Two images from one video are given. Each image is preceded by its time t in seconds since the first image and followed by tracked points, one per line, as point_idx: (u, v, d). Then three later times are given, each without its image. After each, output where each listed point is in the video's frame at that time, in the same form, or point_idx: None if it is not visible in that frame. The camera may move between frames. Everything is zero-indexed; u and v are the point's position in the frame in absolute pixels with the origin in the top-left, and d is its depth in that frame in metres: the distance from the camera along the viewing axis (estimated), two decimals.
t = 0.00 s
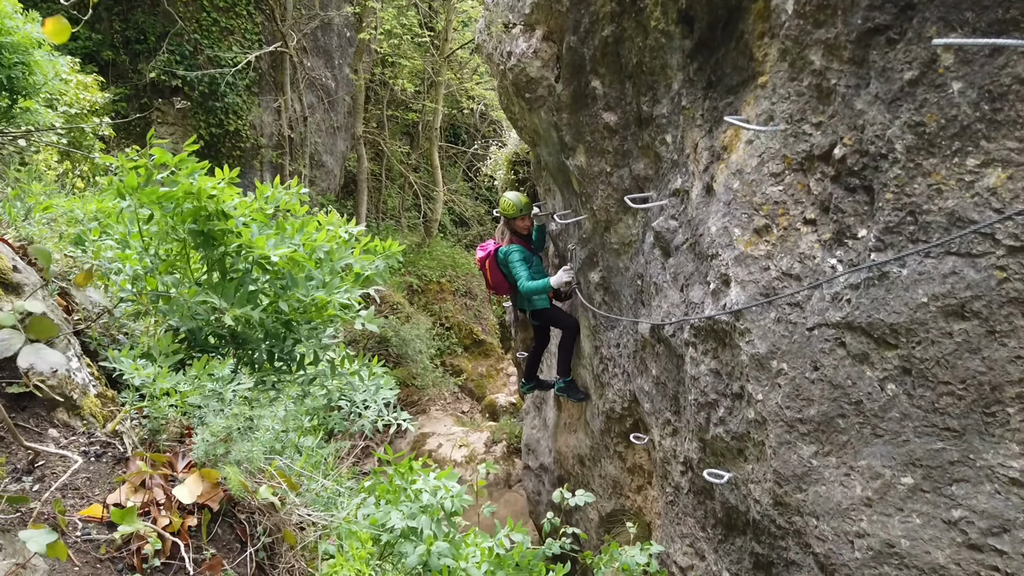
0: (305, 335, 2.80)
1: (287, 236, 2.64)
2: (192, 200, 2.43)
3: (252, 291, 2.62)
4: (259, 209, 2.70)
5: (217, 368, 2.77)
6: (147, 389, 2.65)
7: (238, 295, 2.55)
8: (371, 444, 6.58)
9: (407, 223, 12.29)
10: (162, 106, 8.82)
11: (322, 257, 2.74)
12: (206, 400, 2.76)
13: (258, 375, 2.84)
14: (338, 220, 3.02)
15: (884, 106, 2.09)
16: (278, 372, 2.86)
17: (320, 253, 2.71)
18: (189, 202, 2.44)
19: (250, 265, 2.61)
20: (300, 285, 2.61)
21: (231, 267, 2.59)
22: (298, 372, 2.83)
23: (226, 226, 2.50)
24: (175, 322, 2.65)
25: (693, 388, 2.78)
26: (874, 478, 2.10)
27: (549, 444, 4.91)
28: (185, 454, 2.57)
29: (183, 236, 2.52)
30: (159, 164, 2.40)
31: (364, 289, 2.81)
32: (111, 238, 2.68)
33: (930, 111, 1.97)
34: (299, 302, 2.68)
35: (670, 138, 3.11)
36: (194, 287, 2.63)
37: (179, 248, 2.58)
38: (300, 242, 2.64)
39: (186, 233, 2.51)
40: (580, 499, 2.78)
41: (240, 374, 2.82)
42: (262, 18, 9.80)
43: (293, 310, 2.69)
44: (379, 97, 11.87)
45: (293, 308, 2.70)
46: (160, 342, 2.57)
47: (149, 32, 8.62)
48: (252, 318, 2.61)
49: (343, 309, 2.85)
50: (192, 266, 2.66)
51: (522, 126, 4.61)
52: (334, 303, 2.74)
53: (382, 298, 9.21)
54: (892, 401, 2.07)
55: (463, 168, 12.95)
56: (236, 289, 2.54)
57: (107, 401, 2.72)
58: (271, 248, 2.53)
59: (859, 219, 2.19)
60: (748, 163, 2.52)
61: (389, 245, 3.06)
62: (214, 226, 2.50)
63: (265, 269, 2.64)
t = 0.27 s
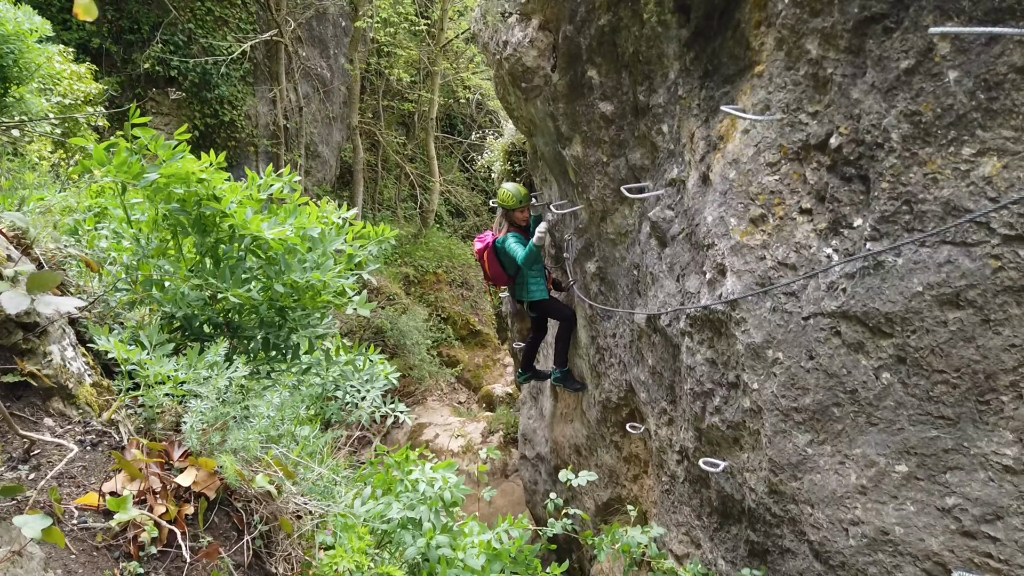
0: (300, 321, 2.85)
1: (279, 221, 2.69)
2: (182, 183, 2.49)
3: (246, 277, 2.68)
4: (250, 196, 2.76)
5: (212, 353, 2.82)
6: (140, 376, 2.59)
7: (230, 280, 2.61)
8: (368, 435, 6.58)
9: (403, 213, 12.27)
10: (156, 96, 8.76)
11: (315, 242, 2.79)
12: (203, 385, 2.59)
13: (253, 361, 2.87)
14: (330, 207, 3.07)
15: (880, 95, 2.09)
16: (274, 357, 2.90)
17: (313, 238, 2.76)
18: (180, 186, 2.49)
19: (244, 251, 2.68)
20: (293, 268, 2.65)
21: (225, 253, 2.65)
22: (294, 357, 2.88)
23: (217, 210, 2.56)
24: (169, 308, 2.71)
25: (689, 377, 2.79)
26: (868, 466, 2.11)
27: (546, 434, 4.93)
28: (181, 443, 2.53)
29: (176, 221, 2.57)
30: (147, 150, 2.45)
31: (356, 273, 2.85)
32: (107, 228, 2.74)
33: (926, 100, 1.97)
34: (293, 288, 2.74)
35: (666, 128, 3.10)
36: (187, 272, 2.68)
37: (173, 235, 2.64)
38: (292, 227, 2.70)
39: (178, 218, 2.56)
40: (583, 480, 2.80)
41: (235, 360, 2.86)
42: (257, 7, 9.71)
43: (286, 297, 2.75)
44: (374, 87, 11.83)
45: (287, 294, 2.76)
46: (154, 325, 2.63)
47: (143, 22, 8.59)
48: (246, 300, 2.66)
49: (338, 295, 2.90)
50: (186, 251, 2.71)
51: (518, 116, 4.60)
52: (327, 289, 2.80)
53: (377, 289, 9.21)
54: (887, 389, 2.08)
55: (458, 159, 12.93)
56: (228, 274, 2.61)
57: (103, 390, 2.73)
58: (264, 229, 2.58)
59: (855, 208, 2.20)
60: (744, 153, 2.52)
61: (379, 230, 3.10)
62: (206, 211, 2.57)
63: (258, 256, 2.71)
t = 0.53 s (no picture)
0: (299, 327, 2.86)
1: (282, 228, 2.67)
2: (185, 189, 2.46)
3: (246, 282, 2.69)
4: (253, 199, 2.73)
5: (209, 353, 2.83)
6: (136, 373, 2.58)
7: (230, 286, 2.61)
8: (365, 431, 6.58)
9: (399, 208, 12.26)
10: (151, 91, 8.78)
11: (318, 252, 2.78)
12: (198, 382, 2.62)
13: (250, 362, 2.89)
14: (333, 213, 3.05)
15: (876, 89, 2.09)
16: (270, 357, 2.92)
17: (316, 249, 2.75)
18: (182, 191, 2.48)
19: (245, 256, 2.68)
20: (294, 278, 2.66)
21: (225, 257, 2.64)
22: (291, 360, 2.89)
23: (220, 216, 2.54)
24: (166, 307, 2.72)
25: (685, 372, 2.79)
26: (864, 461, 2.11)
27: (543, 429, 4.93)
28: (178, 439, 2.52)
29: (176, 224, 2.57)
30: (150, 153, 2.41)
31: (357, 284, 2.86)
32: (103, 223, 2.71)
33: (922, 94, 1.97)
34: (294, 296, 2.77)
35: (663, 122, 3.10)
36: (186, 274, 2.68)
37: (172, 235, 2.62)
38: (294, 237, 2.68)
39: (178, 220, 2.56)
40: (557, 469, 2.78)
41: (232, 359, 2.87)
42: None
43: (286, 303, 2.78)
44: (370, 81, 11.80)
45: (287, 300, 2.78)
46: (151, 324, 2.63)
47: (137, 16, 8.55)
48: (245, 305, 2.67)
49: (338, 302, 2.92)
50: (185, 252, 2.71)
51: (515, 110, 4.59)
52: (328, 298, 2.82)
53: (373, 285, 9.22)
54: (882, 383, 2.08)
55: (455, 154, 12.91)
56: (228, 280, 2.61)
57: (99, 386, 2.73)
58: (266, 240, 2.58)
59: (851, 202, 2.20)
60: (740, 147, 2.52)
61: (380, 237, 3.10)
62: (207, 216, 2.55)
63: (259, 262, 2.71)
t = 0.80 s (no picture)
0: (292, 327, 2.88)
1: (273, 225, 2.66)
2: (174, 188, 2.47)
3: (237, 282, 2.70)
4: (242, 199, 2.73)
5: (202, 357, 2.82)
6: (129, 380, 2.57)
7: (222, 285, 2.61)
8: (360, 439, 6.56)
9: (394, 215, 12.28)
10: (145, 97, 8.68)
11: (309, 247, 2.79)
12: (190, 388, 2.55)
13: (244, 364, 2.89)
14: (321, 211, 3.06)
15: (869, 95, 2.10)
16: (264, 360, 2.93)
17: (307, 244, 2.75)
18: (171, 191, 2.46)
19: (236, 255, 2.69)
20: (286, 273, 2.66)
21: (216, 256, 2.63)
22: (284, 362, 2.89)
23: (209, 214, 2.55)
24: (158, 311, 2.72)
25: (680, 378, 2.79)
26: (858, 466, 2.12)
27: (538, 435, 4.93)
28: (171, 447, 2.50)
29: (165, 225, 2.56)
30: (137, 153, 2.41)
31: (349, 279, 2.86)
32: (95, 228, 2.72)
33: (914, 100, 1.98)
34: (285, 293, 2.78)
35: (657, 129, 3.11)
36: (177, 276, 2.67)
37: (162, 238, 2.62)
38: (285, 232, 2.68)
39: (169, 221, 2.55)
40: (553, 497, 2.77)
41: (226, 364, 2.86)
42: (246, 8, 9.67)
43: (278, 301, 2.79)
44: (365, 88, 11.83)
45: (279, 299, 2.79)
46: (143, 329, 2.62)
47: (132, 23, 8.57)
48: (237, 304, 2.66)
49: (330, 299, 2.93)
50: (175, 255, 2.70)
51: (509, 116, 4.61)
52: (320, 294, 2.83)
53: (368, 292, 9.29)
54: (876, 389, 2.09)
55: (450, 160, 12.93)
56: (220, 279, 2.61)
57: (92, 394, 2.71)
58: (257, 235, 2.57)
59: (844, 208, 2.21)
60: (734, 154, 2.53)
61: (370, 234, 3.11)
62: (197, 215, 2.55)
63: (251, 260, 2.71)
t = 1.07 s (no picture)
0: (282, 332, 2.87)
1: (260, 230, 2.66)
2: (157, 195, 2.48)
3: (226, 288, 2.70)
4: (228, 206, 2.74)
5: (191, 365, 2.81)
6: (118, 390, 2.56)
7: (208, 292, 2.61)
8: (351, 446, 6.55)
9: (385, 222, 12.29)
10: (135, 105, 8.74)
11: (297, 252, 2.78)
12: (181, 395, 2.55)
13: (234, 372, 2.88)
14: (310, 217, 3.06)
15: (856, 102, 2.12)
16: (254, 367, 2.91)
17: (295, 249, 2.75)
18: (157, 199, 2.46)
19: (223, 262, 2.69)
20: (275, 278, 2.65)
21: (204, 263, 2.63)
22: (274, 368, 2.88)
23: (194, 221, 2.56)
24: (147, 319, 2.71)
25: (671, 384, 2.80)
26: (849, 470, 2.12)
27: (530, 442, 4.93)
28: (161, 456, 2.50)
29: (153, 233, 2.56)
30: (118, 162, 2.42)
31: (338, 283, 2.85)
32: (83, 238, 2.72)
33: (901, 107, 2.00)
34: (274, 299, 2.78)
35: (647, 135, 3.12)
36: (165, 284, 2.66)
37: (149, 246, 2.63)
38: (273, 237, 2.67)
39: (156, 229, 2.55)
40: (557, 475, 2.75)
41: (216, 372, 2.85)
42: (237, 15, 9.68)
43: (267, 307, 2.79)
44: (356, 95, 11.85)
45: (268, 304, 2.80)
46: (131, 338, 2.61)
47: (122, 30, 8.51)
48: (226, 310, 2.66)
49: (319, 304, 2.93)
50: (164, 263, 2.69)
51: (500, 123, 4.62)
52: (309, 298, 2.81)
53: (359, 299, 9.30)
54: (866, 394, 2.10)
55: (441, 167, 12.95)
56: (207, 286, 2.62)
57: (81, 403, 2.70)
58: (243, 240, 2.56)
59: (833, 214, 2.22)
60: (723, 160, 2.54)
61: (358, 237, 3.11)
62: (182, 223, 2.56)
63: (238, 266, 2.71)
